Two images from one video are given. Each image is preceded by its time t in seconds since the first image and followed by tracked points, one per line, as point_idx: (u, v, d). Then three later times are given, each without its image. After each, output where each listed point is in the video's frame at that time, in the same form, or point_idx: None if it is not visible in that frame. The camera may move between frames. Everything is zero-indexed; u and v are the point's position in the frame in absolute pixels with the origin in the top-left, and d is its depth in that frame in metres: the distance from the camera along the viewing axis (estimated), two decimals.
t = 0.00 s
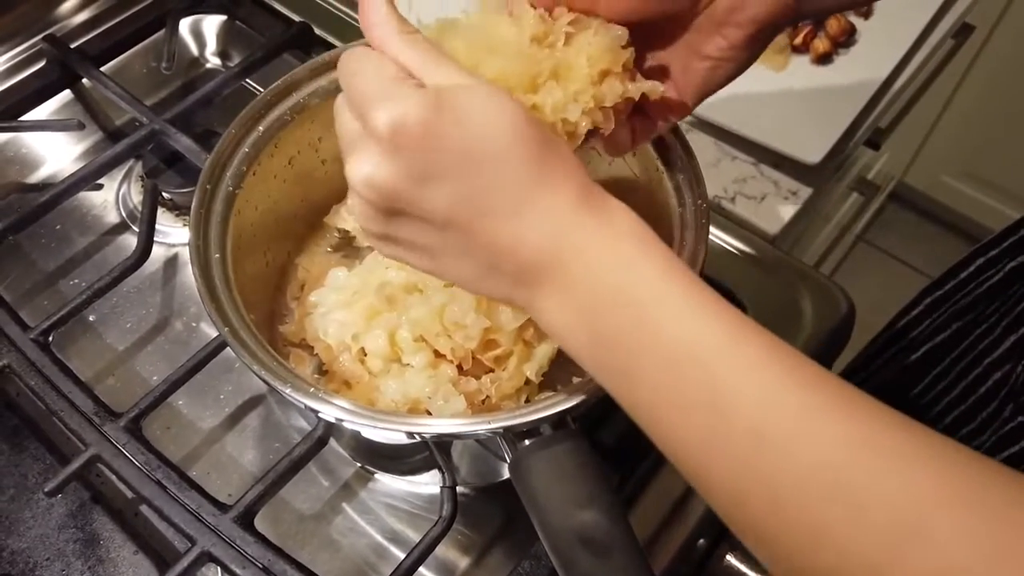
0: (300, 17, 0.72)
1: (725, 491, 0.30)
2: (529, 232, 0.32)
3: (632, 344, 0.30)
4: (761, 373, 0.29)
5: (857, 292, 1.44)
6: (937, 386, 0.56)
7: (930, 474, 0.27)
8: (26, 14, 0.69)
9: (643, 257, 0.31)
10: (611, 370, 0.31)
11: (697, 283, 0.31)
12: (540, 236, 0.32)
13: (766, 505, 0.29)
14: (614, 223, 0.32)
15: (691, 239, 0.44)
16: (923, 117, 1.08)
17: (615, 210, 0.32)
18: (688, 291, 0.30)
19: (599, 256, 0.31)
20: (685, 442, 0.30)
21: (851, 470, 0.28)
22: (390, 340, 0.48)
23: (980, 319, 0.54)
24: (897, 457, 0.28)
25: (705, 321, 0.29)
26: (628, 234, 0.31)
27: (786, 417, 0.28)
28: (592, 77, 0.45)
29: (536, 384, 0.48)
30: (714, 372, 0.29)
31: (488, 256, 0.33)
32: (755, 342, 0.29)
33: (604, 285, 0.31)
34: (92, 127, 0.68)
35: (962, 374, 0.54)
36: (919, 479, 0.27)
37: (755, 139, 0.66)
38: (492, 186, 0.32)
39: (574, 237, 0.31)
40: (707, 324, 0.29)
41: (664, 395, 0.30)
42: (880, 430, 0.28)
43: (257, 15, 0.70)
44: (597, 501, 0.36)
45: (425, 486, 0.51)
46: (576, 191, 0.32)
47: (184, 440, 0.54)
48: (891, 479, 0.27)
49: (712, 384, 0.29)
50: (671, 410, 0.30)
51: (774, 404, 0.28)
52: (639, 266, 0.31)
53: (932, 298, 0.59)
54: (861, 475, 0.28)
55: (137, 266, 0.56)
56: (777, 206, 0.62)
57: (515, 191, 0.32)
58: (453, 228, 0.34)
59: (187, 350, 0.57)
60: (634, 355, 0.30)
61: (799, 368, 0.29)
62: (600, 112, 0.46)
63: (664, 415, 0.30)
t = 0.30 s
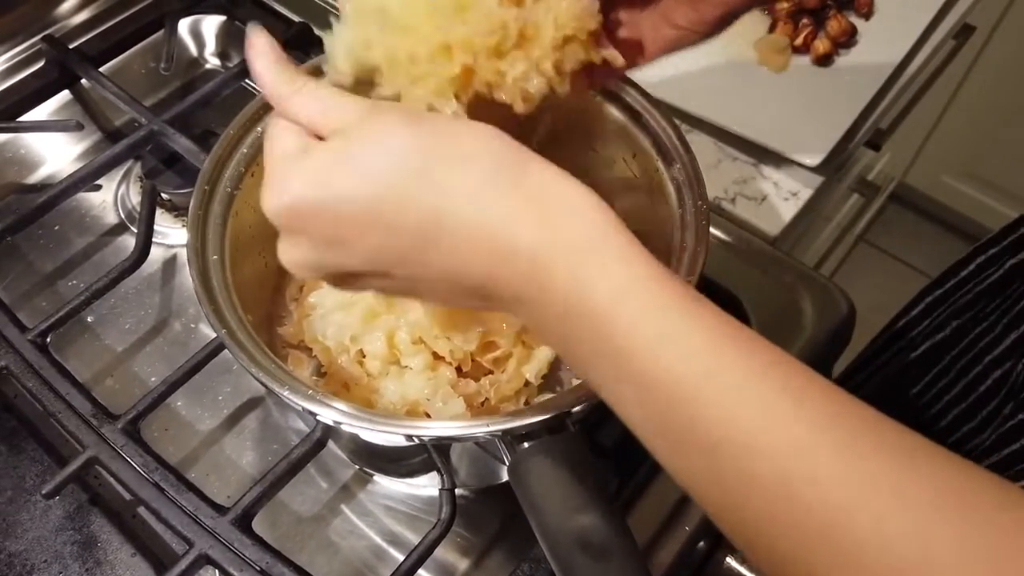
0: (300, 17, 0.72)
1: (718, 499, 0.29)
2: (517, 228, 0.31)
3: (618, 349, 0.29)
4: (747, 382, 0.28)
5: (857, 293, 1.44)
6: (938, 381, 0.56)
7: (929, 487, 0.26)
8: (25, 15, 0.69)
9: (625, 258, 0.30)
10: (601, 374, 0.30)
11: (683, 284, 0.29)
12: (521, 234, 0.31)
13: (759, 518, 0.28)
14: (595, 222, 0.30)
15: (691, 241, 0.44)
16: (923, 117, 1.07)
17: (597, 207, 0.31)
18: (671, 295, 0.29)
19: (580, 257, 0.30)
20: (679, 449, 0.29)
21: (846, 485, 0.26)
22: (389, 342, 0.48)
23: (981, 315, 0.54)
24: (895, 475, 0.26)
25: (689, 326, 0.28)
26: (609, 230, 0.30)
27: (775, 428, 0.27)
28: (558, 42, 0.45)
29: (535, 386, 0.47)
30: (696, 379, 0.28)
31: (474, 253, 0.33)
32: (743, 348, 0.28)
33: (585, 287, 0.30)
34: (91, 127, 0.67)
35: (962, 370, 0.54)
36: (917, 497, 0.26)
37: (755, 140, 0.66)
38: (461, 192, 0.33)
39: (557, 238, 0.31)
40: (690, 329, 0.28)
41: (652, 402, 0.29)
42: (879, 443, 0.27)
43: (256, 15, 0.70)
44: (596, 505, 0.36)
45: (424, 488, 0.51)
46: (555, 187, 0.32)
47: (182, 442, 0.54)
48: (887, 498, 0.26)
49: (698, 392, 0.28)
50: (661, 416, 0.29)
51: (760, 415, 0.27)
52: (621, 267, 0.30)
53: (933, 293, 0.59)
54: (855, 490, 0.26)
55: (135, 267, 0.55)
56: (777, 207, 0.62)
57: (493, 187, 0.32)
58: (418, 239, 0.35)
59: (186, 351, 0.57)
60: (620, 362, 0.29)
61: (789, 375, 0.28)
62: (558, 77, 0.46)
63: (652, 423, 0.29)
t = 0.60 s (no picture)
0: (297, 17, 0.72)
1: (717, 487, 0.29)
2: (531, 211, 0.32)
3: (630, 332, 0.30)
4: (766, 362, 0.29)
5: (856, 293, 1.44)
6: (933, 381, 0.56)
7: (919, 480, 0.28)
8: (23, 14, 0.69)
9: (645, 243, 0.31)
10: (602, 362, 0.31)
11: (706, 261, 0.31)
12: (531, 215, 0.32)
13: (754, 504, 0.29)
14: (610, 210, 0.32)
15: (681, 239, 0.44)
16: (921, 117, 1.07)
17: (607, 190, 0.32)
18: (695, 278, 0.30)
19: (598, 246, 0.31)
20: (686, 443, 0.30)
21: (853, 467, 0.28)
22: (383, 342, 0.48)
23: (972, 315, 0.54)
24: (896, 452, 0.28)
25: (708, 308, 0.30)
26: (623, 217, 0.31)
27: (789, 412, 0.28)
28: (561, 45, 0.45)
29: (528, 386, 0.48)
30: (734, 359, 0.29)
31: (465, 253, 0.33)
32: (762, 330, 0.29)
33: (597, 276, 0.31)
34: (88, 127, 0.68)
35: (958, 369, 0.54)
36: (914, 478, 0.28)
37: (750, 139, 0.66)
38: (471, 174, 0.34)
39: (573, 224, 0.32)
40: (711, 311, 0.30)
41: (661, 386, 0.30)
42: (882, 432, 0.28)
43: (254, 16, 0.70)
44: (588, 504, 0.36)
45: (419, 487, 0.51)
46: (561, 173, 0.33)
47: (179, 441, 0.54)
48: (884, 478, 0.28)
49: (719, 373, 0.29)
50: (671, 401, 0.30)
51: (776, 396, 0.29)
52: (640, 253, 0.31)
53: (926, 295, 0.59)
54: (859, 475, 0.28)
55: (131, 267, 0.55)
56: (772, 207, 0.62)
57: (508, 169, 0.34)
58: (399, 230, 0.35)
59: (182, 350, 0.57)
60: (633, 350, 0.30)
61: (798, 353, 0.29)
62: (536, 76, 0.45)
63: (658, 408, 0.30)
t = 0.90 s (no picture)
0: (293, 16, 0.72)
1: (725, 441, 0.29)
2: (552, 161, 0.31)
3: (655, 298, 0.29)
4: (776, 334, 0.28)
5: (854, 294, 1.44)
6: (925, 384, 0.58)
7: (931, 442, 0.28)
8: (21, 13, 0.70)
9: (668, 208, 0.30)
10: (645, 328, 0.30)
11: (717, 220, 0.30)
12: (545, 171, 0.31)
13: (769, 464, 0.29)
14: (634, 169, 0.30)
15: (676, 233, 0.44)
16: (919, 117, 1.08)
17: (628, 138, 0.31)
18: (711, 242, 0.29)
19: (652, 222, 0.30)
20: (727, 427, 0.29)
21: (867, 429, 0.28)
22: (377, 340, 0.48)
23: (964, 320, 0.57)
24: (911, 419, 0.28)
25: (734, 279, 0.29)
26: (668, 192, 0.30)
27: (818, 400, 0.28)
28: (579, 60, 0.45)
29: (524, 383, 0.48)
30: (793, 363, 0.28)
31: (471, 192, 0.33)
32: (778, 298, 0.29)
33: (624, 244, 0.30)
34: (86, 126, 0.68)
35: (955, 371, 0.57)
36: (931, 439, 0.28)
37: (745, 139, 0.66)
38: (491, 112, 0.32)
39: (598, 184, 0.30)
40: (736, 282, 0.29)
41: (688, 352, 0.29)
42: (877, 378, 0.29)
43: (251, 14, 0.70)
44: (581, 499, 0.36)
45: (415, 484, 0.52)
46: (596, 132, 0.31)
47: (175, 438, 0.54)
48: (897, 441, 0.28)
49: (736, 343, 0.28)
50: (697, 367, 0.29)
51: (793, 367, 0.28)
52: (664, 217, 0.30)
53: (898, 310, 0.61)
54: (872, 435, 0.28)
55: (128, 264, 0.56)
56: (768, 205, 0.62)
57: (521, 113, 0.31)
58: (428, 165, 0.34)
59: (179, 348, 0.57)
60: (661, 318, 0.29)
61: (812, 318, 0.29)
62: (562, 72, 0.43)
63: (681, 370, 0.29)
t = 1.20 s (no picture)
0: (289, 13, 0.72)
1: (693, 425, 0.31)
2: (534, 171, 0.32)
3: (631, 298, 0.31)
4: (740, 332, 0.30)
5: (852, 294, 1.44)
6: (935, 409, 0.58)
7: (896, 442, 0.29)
8: (19, 10, 0.69)
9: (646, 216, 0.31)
10: (615, 321, 0.31)
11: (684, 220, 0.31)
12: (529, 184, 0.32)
13: (733, 454, 0.30)
14: (616, 179, 0.31)
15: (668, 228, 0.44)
16: (917, 115, 1.07)
17: (607, 146, 0.32)
18: (677, 242, 0.31)
19: (620, 222, 0.31)
20: (700, 420, 0.30)
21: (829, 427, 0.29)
22: (372, 338, 0.48)
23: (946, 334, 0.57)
24: (871, 419, 0.29)
25: (705, 282, 0.30)
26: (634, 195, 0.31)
27: (781, 398, 0.29)
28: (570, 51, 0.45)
29: (519, 380, 0.48)
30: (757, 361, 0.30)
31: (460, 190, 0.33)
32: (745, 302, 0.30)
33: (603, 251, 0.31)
34: (82, 124, 0.68)
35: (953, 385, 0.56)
36: (892, 440, 0.29)
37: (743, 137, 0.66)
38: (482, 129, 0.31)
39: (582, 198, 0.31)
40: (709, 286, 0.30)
41: (658, 348, 0.30)
42: (840, 379, 0.30)
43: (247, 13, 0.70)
44: (574, 496, 0.36)
45: (410, 482, 0.51)
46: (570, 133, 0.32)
47: (171, 436, 0.54)
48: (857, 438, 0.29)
49: (703, 340, 0.30)
50: (664, 358, 0.30)
51: (755, 365, 0.30)
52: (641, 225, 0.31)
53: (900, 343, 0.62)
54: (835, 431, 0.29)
55: (124, 262, 0.56)
56: (765, 203, 0.62)
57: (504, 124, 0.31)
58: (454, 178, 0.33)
59: (174, 346, 0.57)
60: (635, 314, 0.31)
61: (775, 319, 0.30)
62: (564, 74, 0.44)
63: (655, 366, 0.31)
